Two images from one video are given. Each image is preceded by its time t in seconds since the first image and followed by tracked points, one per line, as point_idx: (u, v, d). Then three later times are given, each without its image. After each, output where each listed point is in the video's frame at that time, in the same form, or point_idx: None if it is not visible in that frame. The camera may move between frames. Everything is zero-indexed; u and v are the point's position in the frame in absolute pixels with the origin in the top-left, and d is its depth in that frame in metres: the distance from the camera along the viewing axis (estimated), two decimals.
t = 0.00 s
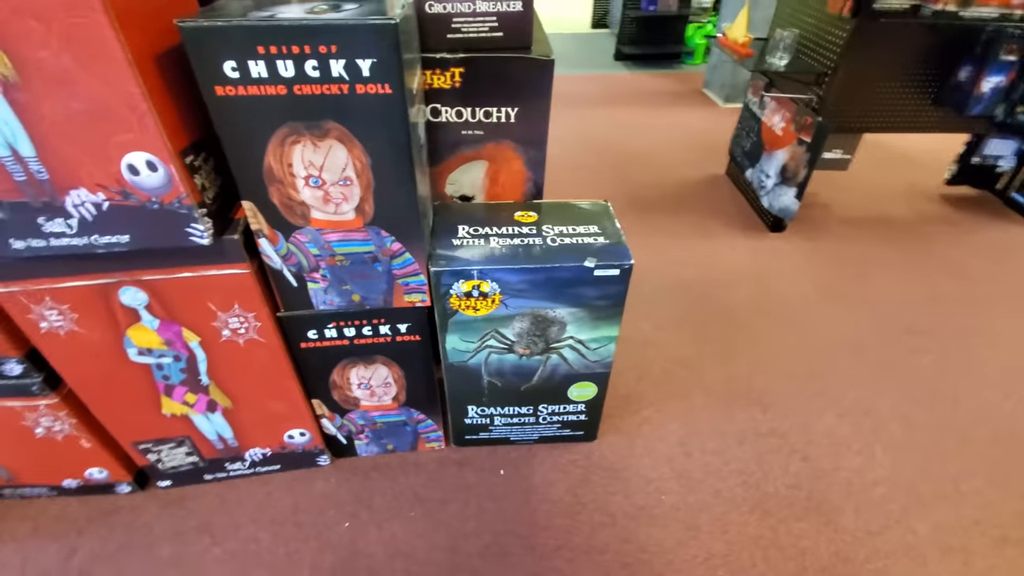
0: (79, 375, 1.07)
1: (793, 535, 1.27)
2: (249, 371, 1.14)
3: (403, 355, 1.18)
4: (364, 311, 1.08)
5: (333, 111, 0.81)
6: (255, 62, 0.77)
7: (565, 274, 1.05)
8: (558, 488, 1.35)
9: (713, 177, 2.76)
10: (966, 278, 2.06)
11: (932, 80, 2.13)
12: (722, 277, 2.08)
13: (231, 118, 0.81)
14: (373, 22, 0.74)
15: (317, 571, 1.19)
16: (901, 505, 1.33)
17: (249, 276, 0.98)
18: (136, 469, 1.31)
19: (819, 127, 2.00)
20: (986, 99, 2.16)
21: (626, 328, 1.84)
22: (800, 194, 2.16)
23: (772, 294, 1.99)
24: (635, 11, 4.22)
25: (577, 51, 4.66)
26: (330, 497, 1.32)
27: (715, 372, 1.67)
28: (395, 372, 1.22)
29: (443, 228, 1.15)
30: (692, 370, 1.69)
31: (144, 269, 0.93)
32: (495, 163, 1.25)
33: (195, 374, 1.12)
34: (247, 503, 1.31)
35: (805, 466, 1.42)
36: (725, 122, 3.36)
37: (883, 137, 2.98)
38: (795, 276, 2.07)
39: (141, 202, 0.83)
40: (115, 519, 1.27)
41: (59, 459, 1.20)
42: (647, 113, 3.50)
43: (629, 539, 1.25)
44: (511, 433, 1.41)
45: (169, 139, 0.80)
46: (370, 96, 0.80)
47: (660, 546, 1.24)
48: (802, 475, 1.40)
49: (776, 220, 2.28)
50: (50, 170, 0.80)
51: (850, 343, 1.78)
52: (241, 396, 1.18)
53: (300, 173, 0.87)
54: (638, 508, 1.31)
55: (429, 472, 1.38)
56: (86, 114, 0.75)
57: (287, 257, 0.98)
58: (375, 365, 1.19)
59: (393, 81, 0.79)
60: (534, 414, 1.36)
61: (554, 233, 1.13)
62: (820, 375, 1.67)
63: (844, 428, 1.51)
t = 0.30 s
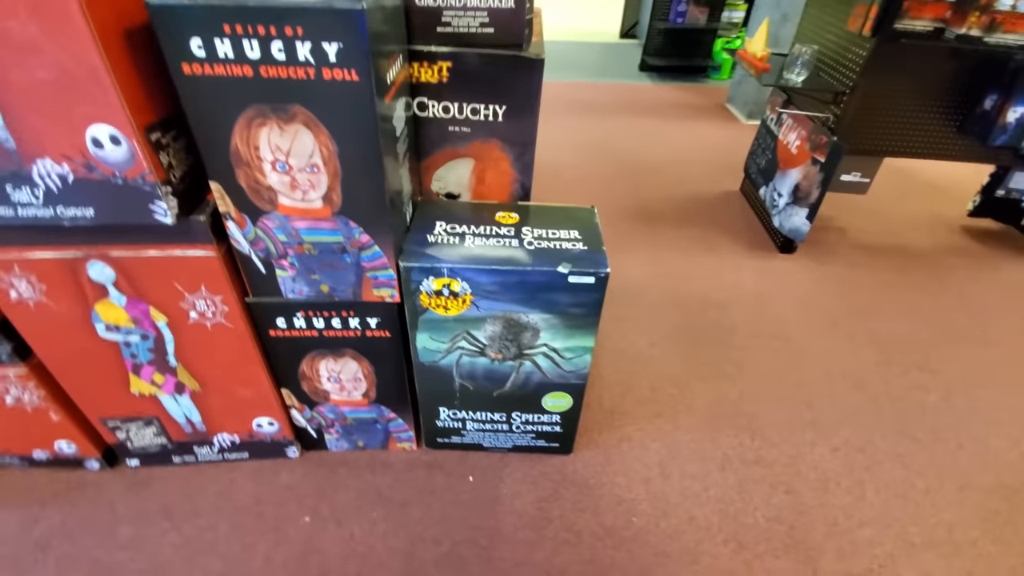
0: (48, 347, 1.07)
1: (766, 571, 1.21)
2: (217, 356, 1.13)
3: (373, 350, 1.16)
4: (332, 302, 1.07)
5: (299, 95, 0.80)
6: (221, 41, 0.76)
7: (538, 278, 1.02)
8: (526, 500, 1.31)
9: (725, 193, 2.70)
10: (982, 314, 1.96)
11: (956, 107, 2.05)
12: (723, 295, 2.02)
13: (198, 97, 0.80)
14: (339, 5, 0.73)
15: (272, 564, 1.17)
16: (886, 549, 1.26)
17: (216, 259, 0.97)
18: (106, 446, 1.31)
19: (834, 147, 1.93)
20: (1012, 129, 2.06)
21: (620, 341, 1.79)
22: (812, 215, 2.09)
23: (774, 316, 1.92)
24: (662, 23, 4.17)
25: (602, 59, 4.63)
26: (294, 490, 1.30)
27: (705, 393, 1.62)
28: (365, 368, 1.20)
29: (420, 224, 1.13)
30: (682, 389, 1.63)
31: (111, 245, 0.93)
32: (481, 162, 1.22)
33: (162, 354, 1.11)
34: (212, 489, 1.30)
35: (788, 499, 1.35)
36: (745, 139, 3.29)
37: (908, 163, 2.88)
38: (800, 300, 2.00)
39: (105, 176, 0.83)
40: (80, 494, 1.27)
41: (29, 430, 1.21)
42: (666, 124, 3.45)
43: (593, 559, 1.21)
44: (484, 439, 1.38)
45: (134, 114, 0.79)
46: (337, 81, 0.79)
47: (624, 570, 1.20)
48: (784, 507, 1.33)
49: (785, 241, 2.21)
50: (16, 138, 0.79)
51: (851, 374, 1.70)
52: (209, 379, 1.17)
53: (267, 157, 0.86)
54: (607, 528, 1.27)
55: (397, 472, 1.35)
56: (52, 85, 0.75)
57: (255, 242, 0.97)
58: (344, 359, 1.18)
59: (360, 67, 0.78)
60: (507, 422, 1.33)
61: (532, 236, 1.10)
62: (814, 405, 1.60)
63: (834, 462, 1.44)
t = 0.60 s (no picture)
0: (57, 316, 1.10)
1: None
2: (216, 335, 1.14)
3: (369, 340, 1.14)
4: (328, 288, 1.05)
5: (292, 73, 0.79)
6: (215, 16, 0.75)
7: (536, 275, 0.98)
8: (519, 504, 1.27)
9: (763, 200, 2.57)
10: None
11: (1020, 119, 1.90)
12: (749, 307, 1.91)
13: (193, 73, 0.80)
14: None
15: (258, 546, 1.17)
16: None
17: (213, 238, 0.97)
18: (114, 416, 1.35)
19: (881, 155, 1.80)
20: None
21: (634, 348, 1.72)
22: (853, 227, 1.96)
23: (804, 332, 1.81)
24: (710, 22, 4.03)
25: (644, 59, 4.51)
26: (288, 474, 1.30)
27: (720, 409, 1.53)
28: (361, 357, 1.18)
29: (422, 213, 1.11)
30: (696, 402, 1.55)
31: (113, 218, 0.94)
32: (491, 153, 1.19)
33: (164, 330, 1.13)
34: (209, 466, 1.31)
35: (801, 528, 1.26)
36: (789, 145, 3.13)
37: (967, 178, 2.67)
38: (834, 317, 1.88)
39: (104, 149, 0.83)
40: (86, 461, 1.31)
41: (42, 394, 1.25)
42: (706, 128, 3.33)
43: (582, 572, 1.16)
44: (481, 438, 1.34)
45: (130, 87, 0.79)
46: (330, 60, 0.78)
47: None
48: (796, 537, 1.24)
49: (822, 253, 2.08)
50: (21, 108, 0.81)
51: (883, 399, 1.58)
52: (209, 357, 1.18)
53: (261, 136, 0.85)
54: (601, 541, 1.21)
55: (391, 465, 1.33)
56: (51, 55, 0.76)
57: (252, 223, 0.96)
58: (340, 346, 1.16)
59: (352, 45, 0.76)
60: (505, 423, 1.29)
61: (535, 232, 1.06)
62: (839, 429, 1.49)
63: (856, 493, 1.33)
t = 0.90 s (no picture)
0: (96, 295, 1.14)
1: None
2: (242, 316, 1.15)
3: (391, 323, 1.13)
4: (348, 269, 1.04)
5: (304, 42, 0.78)
6: None
7: (558, 254, 0.93)
8: (544, 498, 1.22)
9: (817, 189, 2.41)
10: None
11: None
12: (800, 300, 1.78)
13: (210, 46, 0.80)
14: None
15: (281, 527, 1.18)
16: None
17: (235, 217, 0.98)
18: (153, 396, 1.39)
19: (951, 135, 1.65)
20: None
21: (672, 340, 1.63)
22: (918, 215, 1.80)
23: (861, 327, 1.66)
24: (762, 7, 3.82)
25: (691, 49, 4.34)
26: (313, 457, 1.31)
27: (764, 406, 1.42)
28: (383, 341, 1.17)
29: (443, 192, 1.08)
30: (738, 398, 1.45)
31: (142, 198, 0.97)
32: (516, 132, 1.15)
33: (194, 310, 1.15)
34: (239, 447, 1.34)
35: (853, 537, 1.14)
36: (848, 132, 2.93)
37: None
38: (896, 311, 1.72)
39: (128, 125, 0.85)
40: (127, 438, 1.36)
41: (86, 372, 1.31)
42: (756, 116, 3.16)
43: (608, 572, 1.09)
44: (506, 428, 1.30)
45: (150, 62, 0.80)
46: (342, 27, 0.76)
47: None
48: (847, 547, 1.13)
49: (883, 244, 1.92)
50: (53, 87, 0.84)
51: (952, 401, 1.43)
52: (237, 339, 1.20)
53: (277, 110, 0.84)
54: (629, 540, 1.14)
55: (415, 453, 1.31)
56: (76, 32, 0.78)
57: (272, 201, 0.96)
58: (362, 329, 1.15)
59: (362, 10, 0.74)
60: (530, 413, 1.24)
61: (559, 210, 1.01)
62: (900, 432, 1.35)
63: (918, 502, 1.20)
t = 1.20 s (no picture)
0: (83, 258, 1.13)
1: None
2: (229, 283, 1.12)
3: (380, 294, 1.09)
4: (336, 234, 1.01)
5: None
6: None
7: (550, 218, 0.89)
8: (534, 484, 1.17)
9: (834, 187, 2.34)
10: None
11: None
12: (812, 295, 1.71)
13: None
14: None
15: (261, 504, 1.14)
16: None
17: (221, 175, 0.95)
18: (142, 368, 1.37)
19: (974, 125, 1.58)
20: None
21: (676, 331, 1.57)
22: (939, 210, 1.72)
23: (877, 324, 1.59)
24: (781, 9, 3.77)
25: (708, 53, 4.30)
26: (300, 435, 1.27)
27: (771, 400, 1.35)
28: (372, 314, 1.13)
29: (437, 158, 1.04)
30: (743, 391, 1.38)
31: (128, 153, 0.95)
32: (516, 101, 1.11)
33: (182, 277, 1.12)
34: (225, 423, 1.31)
35: (863, 537, 1.07)
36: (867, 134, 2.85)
37: None
38: (914, 310, 1.64)
39: (112, 73, 0.83)
40: (115, 410, 1.34)
41: (75, 340, 1.29)
42: (772, 117, 3.10)
43: (598, 562, 1.03)
44: (499, 412, 1.25)
45: (133, 5, 0.78)
46: None
47: None
48: (856, 546, 1.05)
49: (902, 242, 1.84)
50: (37, 32, 0.82)
51: (973, 401, 1.35)
52: (225, 309, 1.17)
53: (262, 59, 0.82)
54: (622, 530, 1.08)
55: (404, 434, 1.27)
56: None
57: (258, 159, 0.93)
58: (351, 301, 1.12)
59: None
60: (523, 395, 1.19)
61: (554, 176, 0.97)
62: (916, 431, 1.27)
63: (934, 503, 1.12)
